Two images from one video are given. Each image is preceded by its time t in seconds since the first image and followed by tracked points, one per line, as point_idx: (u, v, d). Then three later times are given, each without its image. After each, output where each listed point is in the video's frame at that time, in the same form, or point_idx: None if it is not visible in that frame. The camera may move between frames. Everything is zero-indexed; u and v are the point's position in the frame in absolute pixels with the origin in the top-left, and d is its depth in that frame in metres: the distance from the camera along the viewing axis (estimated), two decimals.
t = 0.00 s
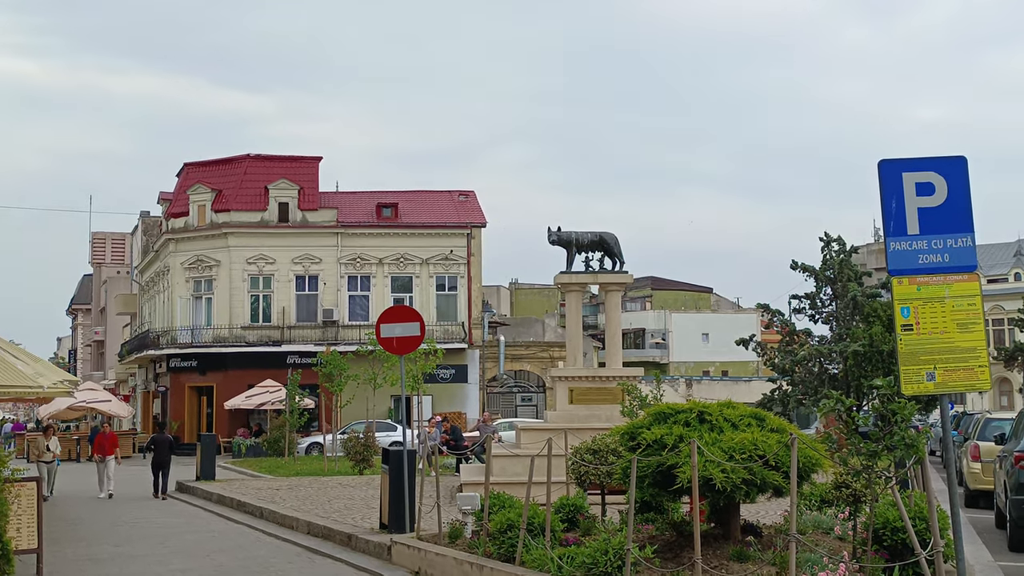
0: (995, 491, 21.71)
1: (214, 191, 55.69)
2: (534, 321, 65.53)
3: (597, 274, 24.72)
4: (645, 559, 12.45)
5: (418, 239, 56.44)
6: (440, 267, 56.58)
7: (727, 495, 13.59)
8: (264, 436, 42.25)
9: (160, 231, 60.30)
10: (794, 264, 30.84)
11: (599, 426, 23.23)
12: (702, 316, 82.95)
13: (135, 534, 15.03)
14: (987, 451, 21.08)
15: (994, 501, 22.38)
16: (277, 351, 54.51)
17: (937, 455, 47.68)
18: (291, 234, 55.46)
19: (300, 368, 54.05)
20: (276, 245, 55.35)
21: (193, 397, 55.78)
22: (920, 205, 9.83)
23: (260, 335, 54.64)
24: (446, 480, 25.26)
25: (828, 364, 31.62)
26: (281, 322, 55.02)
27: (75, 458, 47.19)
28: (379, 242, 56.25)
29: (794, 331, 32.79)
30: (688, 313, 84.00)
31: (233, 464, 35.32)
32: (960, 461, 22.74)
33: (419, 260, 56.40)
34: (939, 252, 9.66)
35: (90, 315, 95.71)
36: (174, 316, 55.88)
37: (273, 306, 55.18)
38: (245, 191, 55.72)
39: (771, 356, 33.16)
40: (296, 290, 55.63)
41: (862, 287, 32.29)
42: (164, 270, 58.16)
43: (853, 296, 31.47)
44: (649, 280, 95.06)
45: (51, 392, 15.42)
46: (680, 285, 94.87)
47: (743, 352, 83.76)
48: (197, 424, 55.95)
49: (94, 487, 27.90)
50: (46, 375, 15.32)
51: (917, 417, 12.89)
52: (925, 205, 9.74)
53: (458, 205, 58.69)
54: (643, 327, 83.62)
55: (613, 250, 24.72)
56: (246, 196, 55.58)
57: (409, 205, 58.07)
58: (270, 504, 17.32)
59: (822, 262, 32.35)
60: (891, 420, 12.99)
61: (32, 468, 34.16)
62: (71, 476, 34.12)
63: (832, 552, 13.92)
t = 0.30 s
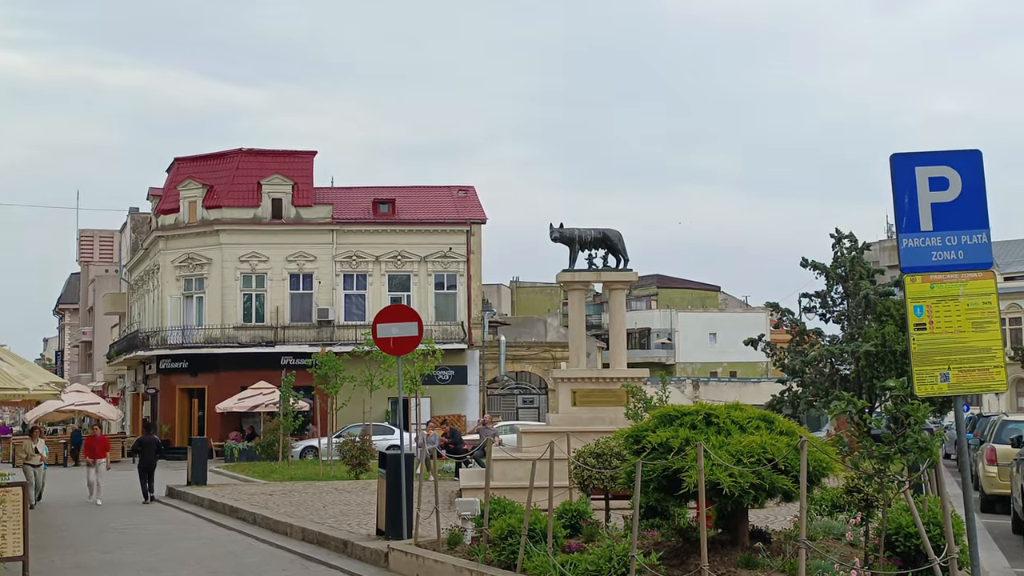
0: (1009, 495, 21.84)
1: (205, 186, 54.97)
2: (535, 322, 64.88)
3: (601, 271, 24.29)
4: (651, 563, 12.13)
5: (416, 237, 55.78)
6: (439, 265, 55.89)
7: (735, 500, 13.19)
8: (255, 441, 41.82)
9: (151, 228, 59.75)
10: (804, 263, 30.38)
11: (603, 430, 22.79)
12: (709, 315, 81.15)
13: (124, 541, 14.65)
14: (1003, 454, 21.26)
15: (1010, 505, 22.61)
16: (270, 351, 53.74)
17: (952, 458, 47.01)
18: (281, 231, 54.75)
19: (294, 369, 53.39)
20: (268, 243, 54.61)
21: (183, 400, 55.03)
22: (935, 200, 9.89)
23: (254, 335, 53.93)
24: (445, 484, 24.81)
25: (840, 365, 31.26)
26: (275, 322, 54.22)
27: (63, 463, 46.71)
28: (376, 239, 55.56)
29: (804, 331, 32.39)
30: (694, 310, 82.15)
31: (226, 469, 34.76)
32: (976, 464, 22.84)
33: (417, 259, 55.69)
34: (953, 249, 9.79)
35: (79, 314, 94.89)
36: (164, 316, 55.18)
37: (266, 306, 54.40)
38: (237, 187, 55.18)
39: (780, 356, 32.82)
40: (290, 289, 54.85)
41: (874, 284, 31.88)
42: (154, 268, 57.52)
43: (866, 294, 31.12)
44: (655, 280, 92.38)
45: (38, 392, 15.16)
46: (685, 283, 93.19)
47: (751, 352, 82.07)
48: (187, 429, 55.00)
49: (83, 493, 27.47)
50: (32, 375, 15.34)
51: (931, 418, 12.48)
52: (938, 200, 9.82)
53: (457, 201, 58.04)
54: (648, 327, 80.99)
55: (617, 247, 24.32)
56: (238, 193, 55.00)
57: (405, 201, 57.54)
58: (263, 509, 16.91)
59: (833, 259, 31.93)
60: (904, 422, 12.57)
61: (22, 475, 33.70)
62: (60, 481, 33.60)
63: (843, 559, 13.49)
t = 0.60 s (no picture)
0: (1020, 498, 21.73)
1: (200, 183, 54.73)
2: (536, 322, 64.55)
3: (603, 270, 24.06)
4: (656, 565, 11.88)
5: (415, 235, 55.46)
6: (438, 263, 55.58)
7: (740, 503, 12.95)
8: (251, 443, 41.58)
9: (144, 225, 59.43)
10: (811, 261, 30.19)
11: (604, 432, 22.52)
12: (713, 314, 79.92)
13: (118, 545, 14.41)
14: (1013, 456, 21.31)
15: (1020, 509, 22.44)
16: (267, 351, 53.37)
17: (961, 460, 46.86)
18: (278, 228, 54.38)
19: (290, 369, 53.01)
20: (264, 242, 54.33)
21: (177, 400, 54.78)
22: (942, 198, 9.70)
23: (249, 335, 53.57)
24: (444, 487, 24.58)
25: (847, 365, 31.08)
26: (271, 321, 53.85)
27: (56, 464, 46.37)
28: (374, 237, 55.25)
29: (810, 331, 32.20)
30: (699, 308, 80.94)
31: (221, 471, 34.47)
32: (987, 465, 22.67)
33: (416, 257, 55.39)
34: (962, 247, 9.58)
35: (70, 313, 94.42)
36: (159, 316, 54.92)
37: (262, 305, 53.97)
38: (232, 184, 54.70)
39: (787, 356, 32.60)
40: (287, 288, 54.49)
41: (881, 283, 31.76)
42: (148, 266, 57.24)
43: (873, 293, 31.01)
44: (660, 277, 92.62)
45: (30, 393, 15.02)
46: (691, 283, 92.33)
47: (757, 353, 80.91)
48: (182, 430, 54.83)
49: (77, 496, 27.20)
50: (24, 375, 15.25)
51: (940, 420, 12.26)
52: (947, 197, 9.62)
53: (457, 198, 57.72)
54: (651, 326, 80.48)
55: (619, 245, 24.13)
56: (233, 189, 54.58)
57: (404, 199, 57.24)
58: (260, 512, 16.69)
59: (840, 257, 31.80)
60: (913, 424, 12.37)
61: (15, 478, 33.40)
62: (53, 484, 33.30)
63: (850, 563, 13.24)
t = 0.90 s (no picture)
0: None
1: (195, 180, 54.23)
2: (537, 321, 64.24)
3: (605, 270, 23.85)
4: (661, 571, 11.69)
5: (412, 233, 55.13)
6: (437, 262, 55.25)
7: (744, 507, 12.71)
8: (246, 446, 41.32)
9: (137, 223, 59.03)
10: (817, 260, 30.06)
11: (607, 434, 22.35)
12: (718, 314, 79.30)
13: (111, 549, 14.18)
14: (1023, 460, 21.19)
15: None
16: (263, 352, 53.15)
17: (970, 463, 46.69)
18: (273, 226, 54.02)
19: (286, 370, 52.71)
20: (260, 240, 53.93)
21: (171, 402, 54.33)
22: (951, 195, 9.46)
23: (245, 335, 53.29)
24: (442, 490, 24.36)
25: (853, 366, 31.19)
26: (266, 322, 53.54)
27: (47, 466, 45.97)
28: (372, 236, 54.89)
29: (817, 331, 32.31)
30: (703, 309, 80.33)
31: (217, 474, 34.19)
32: (996, 469, 22.48)
33: (414, 256, 55.04)
34: (971, 246, 9.35)
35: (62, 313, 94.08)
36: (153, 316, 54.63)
37: (257, 304, 53.70)
38: (227, 180, 54.18)
39: (792, 357, 32.71)
40: (282, 287, 54.15)
41: (889, 283, 31.83)
42: (141, 265, 56.90)
43: (880, 293, 31.08)
44: (662, 277, 92.35)
45: (20, 396, 14.73)
46: (693, 282, 91.73)
47: (761, 353, 80.56)
48: (176, 431, 54.37)
49: (69, 500, 26.91)
50: (13, 376, 15.00)
51: (947, 422, 12.09)
52: (956, 195, 9.38)
53: (456, 195, 57.37)
54: (654, 326, 79.35)
55: (620, 243, 23.88)
56: (228, 186, 54.03)
57: (401, 196, 56.92)
58: (255, 516, 16.42)
59: (846, 257, 31.96)
60: (920, 426, 12.20)
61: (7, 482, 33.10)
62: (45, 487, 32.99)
63: (856, 568, 12.99)
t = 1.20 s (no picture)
0: None
1: (189, 178, 53.94)
2: (537, 322, 64.06)
3: (606, 269, 23.69)
4: (662, 575, 11.53)
5: (409, 233, 54.78)
6: (435, 262, 54.97)
7: (746, 510, 12.54)
8: (242, 447, 41.12)
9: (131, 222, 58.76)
10: (821, 260, 29.85)
11: (608, 437, 22.21)
12: (721, 314, 78.89)
13: (104, 552, 14.02)
14: None
15: None
16: (258, 353, 52.91)
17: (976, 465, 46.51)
18: (269, 225, 53.70)
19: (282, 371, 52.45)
20: (257, 239, 53.64)
21: (165, 403, 54.27)
22: (956, 195, 9.31)
23: (240, 335, 53.01)
24: (441, 493, 24.21)
25: (858, 368, 31.09)
26: (263, 322, 53.26)
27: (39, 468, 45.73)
28: (369, 235, 54.57)
29: (820, 332, 32.19)
30: (705, 309, 80.10)
31: (213, 476, 34.00)
32: (1003, 471, 22.28)
33: (413, 255, 54.70)
34: (976, 246, 9.18)
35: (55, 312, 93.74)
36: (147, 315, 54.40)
37: (253, 304, 53.41)
38: (222, 179, 53.90)
39: (796, 358, 32.56)
40: (279, 287, 53.84)
41: (894, 283, 31.60)
42: (135, 264, 56.65)
43: (885, 293, 30.94)
44: (664, 277, 91.37)
45: (12, 396, 14.75)
46: (695, 281, 91.15)
47: (764, 355, 80.22)
48: (170, 433, 54.42)
49: (64, 503, 26.71)
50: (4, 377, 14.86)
51: (953, 424, 11.95)
52: (961, 194, 9.24)
53: (454, 193, 57.11)
54: (656, 327, 79.42)
55: (621, 242, 23.71)
56: (223, 184, 53.77)
57: (399, 194, 56.63)
58: (251, 519, 16.25)
59: (850, 256, 31.76)
60: (925, 429, 12.07)
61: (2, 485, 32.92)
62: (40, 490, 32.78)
63: (861, 572, 12.80)
